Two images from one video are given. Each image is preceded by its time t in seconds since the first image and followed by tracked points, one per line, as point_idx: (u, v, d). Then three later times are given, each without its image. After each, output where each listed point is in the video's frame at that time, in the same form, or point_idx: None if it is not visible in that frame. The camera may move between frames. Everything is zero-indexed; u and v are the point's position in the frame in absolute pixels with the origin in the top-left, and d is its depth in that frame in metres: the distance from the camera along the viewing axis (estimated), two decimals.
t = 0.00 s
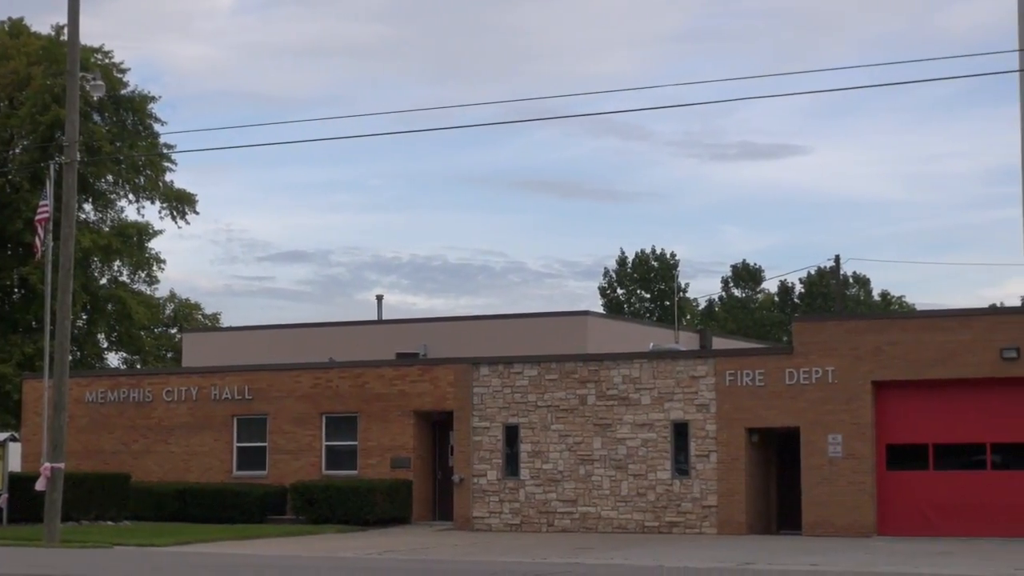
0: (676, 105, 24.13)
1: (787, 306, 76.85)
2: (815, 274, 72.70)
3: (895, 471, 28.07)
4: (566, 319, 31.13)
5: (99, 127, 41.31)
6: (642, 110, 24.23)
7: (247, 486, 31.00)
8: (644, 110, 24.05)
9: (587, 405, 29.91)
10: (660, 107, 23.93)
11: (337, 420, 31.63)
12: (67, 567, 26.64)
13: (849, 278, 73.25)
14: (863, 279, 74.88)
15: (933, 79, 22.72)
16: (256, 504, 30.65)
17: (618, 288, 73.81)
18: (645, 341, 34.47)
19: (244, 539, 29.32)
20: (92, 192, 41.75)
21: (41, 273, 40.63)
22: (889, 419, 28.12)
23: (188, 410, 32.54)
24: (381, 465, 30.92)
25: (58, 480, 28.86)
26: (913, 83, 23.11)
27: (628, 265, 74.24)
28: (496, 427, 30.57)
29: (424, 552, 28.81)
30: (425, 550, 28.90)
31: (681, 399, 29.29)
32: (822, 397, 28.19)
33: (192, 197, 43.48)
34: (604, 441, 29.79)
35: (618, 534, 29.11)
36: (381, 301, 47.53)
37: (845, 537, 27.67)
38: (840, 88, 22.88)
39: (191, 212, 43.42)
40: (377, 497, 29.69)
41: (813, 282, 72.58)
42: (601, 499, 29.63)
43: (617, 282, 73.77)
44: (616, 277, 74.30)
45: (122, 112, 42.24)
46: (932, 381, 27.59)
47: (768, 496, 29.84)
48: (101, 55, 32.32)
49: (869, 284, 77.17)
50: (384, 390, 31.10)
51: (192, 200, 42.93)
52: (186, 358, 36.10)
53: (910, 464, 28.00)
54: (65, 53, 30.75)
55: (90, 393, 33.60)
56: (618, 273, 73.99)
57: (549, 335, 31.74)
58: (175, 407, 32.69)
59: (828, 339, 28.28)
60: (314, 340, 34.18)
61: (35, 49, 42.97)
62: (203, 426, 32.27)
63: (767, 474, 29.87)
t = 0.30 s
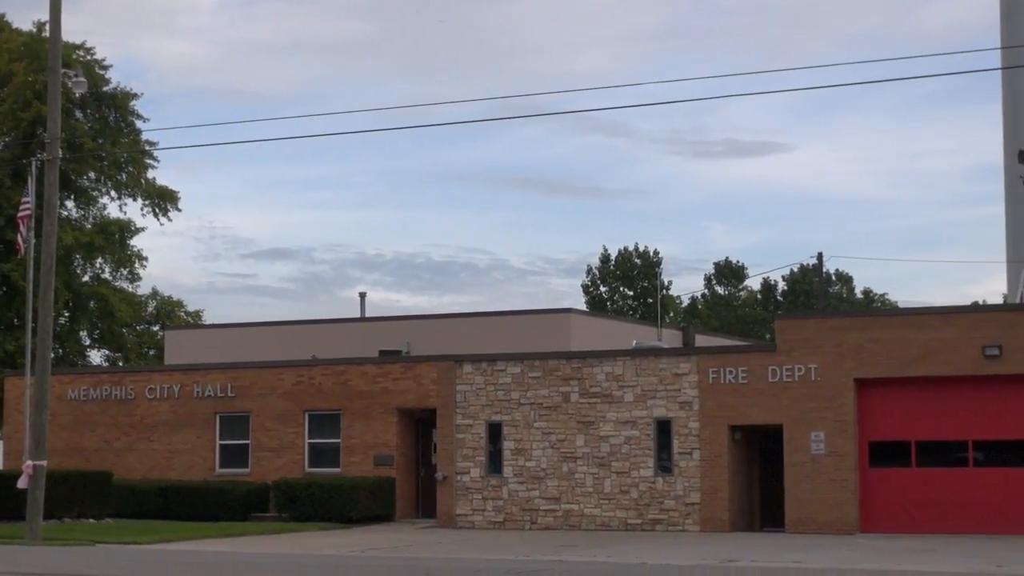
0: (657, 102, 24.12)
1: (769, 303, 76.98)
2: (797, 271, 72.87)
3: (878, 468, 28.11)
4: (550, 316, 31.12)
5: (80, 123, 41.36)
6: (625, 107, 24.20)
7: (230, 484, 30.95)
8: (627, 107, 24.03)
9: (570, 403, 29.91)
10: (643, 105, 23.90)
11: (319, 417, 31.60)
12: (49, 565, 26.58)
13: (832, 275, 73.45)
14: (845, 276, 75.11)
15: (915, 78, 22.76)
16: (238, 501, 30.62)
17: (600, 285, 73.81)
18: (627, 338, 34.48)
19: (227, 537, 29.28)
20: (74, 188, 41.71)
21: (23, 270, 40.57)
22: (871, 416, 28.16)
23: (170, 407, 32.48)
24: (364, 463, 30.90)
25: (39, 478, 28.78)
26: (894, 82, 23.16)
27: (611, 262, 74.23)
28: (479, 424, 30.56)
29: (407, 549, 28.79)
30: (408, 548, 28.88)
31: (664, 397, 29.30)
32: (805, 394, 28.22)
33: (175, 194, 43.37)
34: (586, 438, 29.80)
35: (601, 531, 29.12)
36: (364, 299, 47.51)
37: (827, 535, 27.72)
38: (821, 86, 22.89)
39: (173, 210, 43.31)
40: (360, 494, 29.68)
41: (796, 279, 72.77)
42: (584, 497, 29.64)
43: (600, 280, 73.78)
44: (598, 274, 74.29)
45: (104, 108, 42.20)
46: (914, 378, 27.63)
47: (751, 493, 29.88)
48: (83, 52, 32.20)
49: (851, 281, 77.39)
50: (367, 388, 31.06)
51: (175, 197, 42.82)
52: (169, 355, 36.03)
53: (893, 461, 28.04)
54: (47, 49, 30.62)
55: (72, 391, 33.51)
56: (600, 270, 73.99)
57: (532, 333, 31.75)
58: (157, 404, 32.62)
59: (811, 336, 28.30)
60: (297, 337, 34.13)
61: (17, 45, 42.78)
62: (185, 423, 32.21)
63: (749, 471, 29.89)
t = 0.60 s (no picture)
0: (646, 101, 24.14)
1: (758, 301, 77.05)
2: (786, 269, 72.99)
3: (868, 466, 28.14)
4: (539, 314, 31.12)
5: (69, 122, 41.33)
6: (614, 105, 24.17)
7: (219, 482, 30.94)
8: (617, 105, 24.03)
9: (560, 401, 29.91)
10: (632, 103, 23.89)
11: (309, 416, 31.58)
12: (38, 564, 26.54)
13: (821, 273, 73.56)
14: (834, 275, 75.20)
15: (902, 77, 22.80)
16: (228, 500, 30.60)
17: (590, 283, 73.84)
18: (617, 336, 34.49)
19: (216, 535, 29.26)
20: (63, 187, 41.71)
21: (12, 269, 40.56)
22: (861, 414, 28.19)
23: (159, 406, 32.45)
24: (354, 461, 30.89)
25: (28, 477, 28.73)
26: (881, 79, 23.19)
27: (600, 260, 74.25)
28: (468, 423, 30.55)
29: (397, 548, 28.79)
30: (398, 546, 28.87)
31: (653, 395, 29.31)
32: (794, 392, 28.24)
33: (164, 192, 43.32)
34: (576, 436, 29.81)
35: (591, 529, 29.14)
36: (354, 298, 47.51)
37: (816, 532, 27.75)
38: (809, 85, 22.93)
39: (162, 209, 43.24)
40: (350, 493, 29.68)
41: (784, 278, 72.92)
42: (573, 495, 29.65)
43: (590, 278, 73.79)
44: (588, 273, 74.32)
45: (93, 107, 42.17)
46: (903, 376, 27.66)
47: (740, 491, 29.90)
48: (72, 50, 32.13)
49: (840, 279, 77.48)
50: (356, 386, 31.06)
51: (164, 196, 42.75)
52: (158, 354, 36.00)
53: (882, 459, 28.06)
54: (36, 47, 30.55)
55: (61, 390, 33.46)
56: (590, 269, 74.00)
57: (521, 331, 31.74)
58: (146, 403, 32.59)
59: (800, 334, 28.32)
60: (286, 336, 34.12)
61: (6, 43, 42.68)
62: (175, 422, 32.17)
63: (739, 469, 29.91)
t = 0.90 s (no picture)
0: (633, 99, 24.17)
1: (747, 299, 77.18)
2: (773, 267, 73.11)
3: (856, 463, 28.19)
4: (527, 312, 31.14)
5: (57, 120, 41.34)
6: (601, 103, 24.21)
7: (208, 481, 30.94)
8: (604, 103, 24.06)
9: (549, 399, 29.95)
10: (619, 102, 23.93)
11: (298, 414, 31.59)
12: (26, 563, 26.53)
13: (808, 271, 73.70)
14: (821, 272, 75.33)
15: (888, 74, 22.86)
16: (217, 499, 30.61)
17: (579, 281, 73.87)
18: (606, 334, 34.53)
19: (206, 534, 29.26)
20: (51, 186, 41.76)
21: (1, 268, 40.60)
22: (849, 411, 28.25)
23: (148, 405, 32.45)
24: (343, 460, 30.91)
25: (17, 476, 28.71)
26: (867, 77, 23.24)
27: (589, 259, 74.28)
28: (457, 421, 30.57)
29: (386, 546, 28.80)
30: (387, 544, 28.89)
31: (642, 393, 29.35)
32: (783, 389, 28.30)
33: (152, 191, 43.30)
34: (565, 434, 29.84)
35: (579, 527, 29.18)
36: (343, 296, 47.50)
37: (805, 530, 27.81)
38: (795, 82, 23.00)
39: (151, 207, 43.19)
40: (339, 491, 29.70)
41: (772, 275, 73.00)
42: (562, 492, 29.68)
43: (579, 276, 73.84)
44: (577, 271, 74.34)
45: (82, 105, 42.19)
46: (891, 373, 27.72)
47: (729, 488, 29.95)
48: (60, 48, 32.09)
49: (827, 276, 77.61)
50: (345, 384, 31.08)
51: (152, 194, 42.72)
52: (147, 352, 36.01)
53: (870, 456, 28.12)
54: (24, 46, 30.52)
55: (50, 388, 33.45)
56: (579, 267, 74.03)
57: (510, 329, 31.78)
58: (135, 402, 32.58)
59: (788, 331, 28.37)
60: (276, 334, 34.14)
61: None
62: (164, 421, 32.17)
63: (728, 467, 29.97)
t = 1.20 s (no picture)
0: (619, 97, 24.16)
1: (734, 296, 77.33)
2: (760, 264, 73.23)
3: (843, 460, 28.20)
4: (514, 310, 31.13)
5: (43, 118, 41.34)
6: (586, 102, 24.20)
7: (195, 480, 30.90)
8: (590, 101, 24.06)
9: (536, 397, 29.94)
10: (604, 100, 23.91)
11: (285, 412, 31.57)
12: (12, 563, 26.47)
13: (795, 268, 73.85)
14: (808, 269, 75.49)
15: (874, 71, 22.85)
16: (204, 497, 30.57)
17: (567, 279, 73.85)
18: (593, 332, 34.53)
19: (192, 533, 29.21)
20: (37, 184, 41.79)
21: None
22: (836, 409, 28.26)
23: (135, 403, 32.40)
24: (330, 458, 30.88)
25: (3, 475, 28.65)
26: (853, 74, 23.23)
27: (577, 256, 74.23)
28: (444, 419, 30.55)
29: (373, 544, 28.78)
30: (374, 542, 28.87)
31: (629, 390, 29.35)
32: (769, 386, 28.31)
33: (139, 189, 43.24)
34: (552, 432, 29.83)
35: (566, 525, 29.17)
36: (329, 294, 47.50)
37: (791, 527, 27.83)
38: (782, 80, 22.98)
39: (137, 205, 43.12)
40: (326, 490, 29.67)
41: (759, 272, 73.09)
42: (549, 490, 29.67)
43: (566, 274, 73.83)
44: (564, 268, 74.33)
45: (67, 104, 42.19)
46: (878, 370, 27.74)
47: (715, 486, 29.96)
48: (46, 47, 32.02)
49: (814, 273, 77.75)
50: (332, 382, 31.06)
51: (138, 192, 42.66)
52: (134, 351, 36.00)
53: (858, 454, 28.13)
54: (10, 44, 30.45)
55: (36, 387, 33.40)
56: (566, 264, 74.01)
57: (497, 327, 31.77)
58: (121, 400, 32.54)
59: (775, 329, 28.39)
60: (263, 331, 34.14)
61: None
62: (151, 420, 32.13)
63: (715, 464, 29.97)
